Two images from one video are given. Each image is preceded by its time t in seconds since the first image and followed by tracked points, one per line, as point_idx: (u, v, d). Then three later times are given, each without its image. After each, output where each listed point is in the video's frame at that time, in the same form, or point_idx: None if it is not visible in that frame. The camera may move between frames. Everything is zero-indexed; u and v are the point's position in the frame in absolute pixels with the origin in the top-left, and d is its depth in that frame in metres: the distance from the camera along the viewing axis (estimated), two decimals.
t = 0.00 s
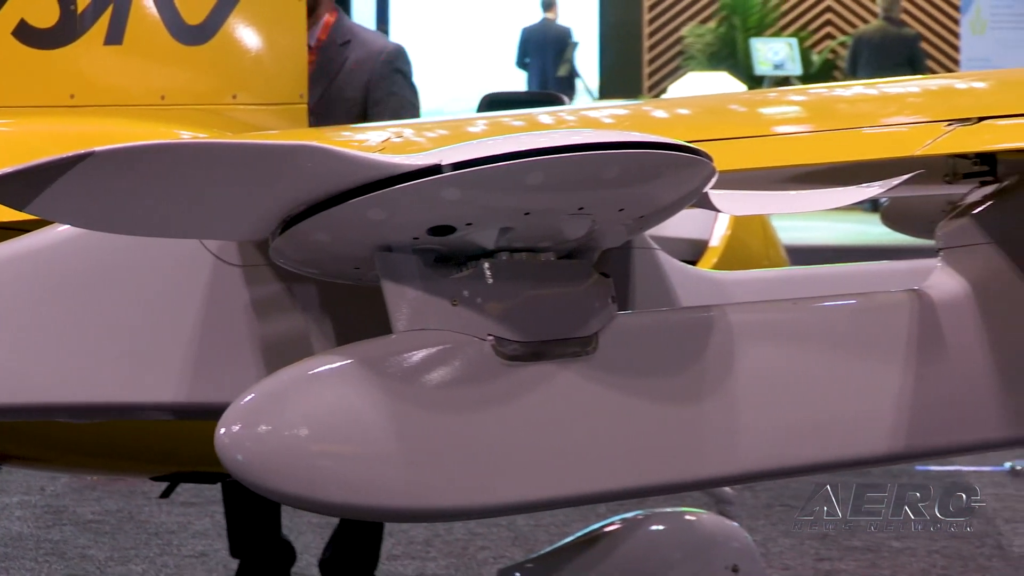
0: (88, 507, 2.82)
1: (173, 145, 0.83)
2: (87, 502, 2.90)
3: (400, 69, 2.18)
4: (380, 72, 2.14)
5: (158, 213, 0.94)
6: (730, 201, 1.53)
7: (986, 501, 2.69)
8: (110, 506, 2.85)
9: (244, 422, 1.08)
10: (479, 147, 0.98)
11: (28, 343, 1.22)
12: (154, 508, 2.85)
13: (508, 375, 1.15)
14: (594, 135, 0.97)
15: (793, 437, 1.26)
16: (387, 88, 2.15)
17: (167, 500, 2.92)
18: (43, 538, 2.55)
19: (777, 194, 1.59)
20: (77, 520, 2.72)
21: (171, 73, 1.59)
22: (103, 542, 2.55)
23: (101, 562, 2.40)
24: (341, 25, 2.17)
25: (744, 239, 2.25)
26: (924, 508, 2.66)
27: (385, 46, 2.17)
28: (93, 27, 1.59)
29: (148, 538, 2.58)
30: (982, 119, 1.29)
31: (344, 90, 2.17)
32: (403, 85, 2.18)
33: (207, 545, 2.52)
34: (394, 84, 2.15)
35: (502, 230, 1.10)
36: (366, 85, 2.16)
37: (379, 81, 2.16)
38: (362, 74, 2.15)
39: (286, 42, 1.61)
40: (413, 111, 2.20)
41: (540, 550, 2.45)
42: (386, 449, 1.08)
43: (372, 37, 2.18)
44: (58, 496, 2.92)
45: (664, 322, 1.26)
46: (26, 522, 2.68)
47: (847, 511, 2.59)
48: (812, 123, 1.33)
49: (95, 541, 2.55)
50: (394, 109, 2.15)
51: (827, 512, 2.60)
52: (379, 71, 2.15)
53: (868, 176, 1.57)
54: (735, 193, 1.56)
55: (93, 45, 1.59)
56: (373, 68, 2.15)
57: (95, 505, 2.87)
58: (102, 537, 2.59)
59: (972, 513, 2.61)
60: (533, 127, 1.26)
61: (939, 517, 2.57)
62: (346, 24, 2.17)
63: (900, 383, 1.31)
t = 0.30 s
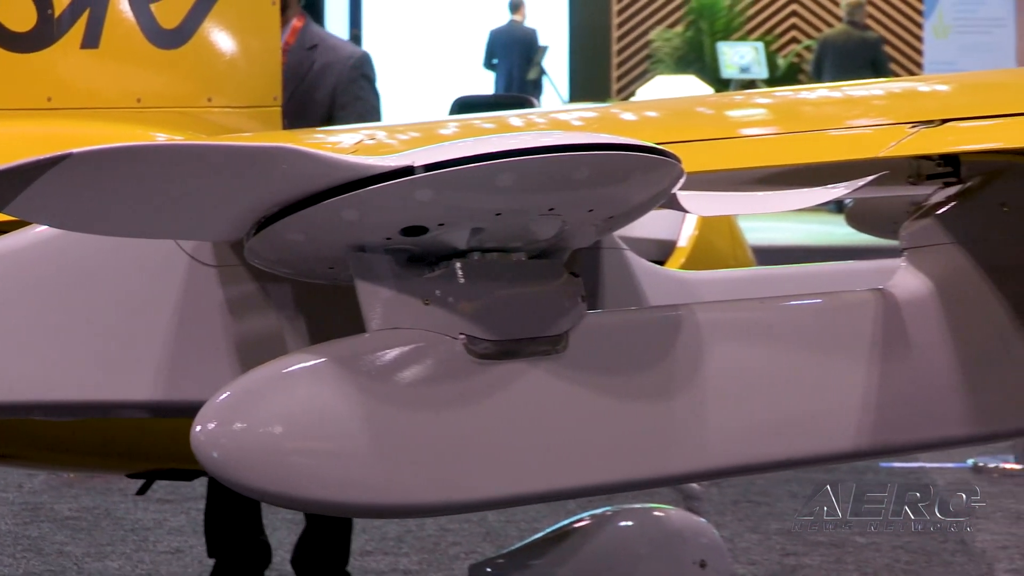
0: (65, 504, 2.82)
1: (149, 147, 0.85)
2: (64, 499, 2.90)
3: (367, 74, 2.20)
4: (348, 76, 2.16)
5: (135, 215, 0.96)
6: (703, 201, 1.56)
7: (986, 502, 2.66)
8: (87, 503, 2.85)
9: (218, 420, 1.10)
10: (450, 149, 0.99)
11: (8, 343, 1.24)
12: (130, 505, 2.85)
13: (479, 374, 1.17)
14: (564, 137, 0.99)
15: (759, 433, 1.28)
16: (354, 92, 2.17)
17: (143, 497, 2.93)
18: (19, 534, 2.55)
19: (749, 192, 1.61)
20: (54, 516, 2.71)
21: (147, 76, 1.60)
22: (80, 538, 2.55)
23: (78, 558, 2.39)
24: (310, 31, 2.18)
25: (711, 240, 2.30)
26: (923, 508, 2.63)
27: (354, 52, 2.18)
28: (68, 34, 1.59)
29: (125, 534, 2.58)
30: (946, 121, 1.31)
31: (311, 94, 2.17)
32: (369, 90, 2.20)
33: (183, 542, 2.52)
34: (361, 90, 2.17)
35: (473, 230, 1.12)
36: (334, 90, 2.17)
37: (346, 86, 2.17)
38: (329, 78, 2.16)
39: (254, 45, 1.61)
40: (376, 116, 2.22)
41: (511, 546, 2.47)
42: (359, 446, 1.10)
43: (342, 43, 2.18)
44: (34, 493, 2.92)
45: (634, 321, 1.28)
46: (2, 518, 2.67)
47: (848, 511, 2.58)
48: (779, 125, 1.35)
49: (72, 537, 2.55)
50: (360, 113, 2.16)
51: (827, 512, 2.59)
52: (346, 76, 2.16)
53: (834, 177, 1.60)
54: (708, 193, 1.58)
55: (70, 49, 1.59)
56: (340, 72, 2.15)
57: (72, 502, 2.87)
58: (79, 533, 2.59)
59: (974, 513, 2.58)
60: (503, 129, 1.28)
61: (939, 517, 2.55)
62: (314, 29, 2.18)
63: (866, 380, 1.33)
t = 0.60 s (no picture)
0: (40, 501, 2.82)
1: (122, 149, 0.86)
2: (38, 496, 2.90)
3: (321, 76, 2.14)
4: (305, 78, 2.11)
5: (110, 215, 0.97)
6: (667, 203, 1.60)
7: (986, 502, 2.68)
8: (62, 500, 2.85)
9: (191, 418, 1.12)
10: (420, 152, 1.01)
11: None
12: (105, 502, 2.85)
13: (449, 372, 1.19)
14: (533, 140, 1.02)
15: (725, 431, 1.31)
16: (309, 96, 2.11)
17: (118, 494, 2.93)
18: None
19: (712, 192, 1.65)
20: (29, 513, 2.72)
21: (121, 79, 1.61)
22: (55, 534, 2.55)
23: (52, 554, 2.40)
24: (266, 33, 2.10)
25: (677, 241, 2.38)
26: (924, 509, 2.65)
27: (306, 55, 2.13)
28: (46, 35, 1.61)
29: (99, 530, 2.58)
30: (908, 124, 1.30)
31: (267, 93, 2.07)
32: (324, 93, 2.15)
33: (157, 538, 2.53)
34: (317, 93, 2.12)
35: (443, 231, 1.14)
36: (293, 89, 2.10)
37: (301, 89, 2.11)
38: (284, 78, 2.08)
39: (227, 47, 1.62)
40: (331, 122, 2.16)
41: (481, 542, 2.49)
42: (330, 444, 1.12)
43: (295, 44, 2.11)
44: (9, 490, 2.92)
45: (601, 320, 1.30)
46: None
47: (847, 511, 2.59)
48: (743, 128, 1.37)
49: (47, 533, 2.55)
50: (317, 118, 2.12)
51: (826, 512, 2.60)
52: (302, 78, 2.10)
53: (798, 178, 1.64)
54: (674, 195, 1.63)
55: (44, 53, 1.61)
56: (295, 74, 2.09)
57: (47, 498, 2.87)
58: (53, 528, 2.59)
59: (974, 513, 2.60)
60: (472, 131, 1.30)
61: (939, 517, 2.56)
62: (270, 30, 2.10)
63: (830, 379, 1.35)
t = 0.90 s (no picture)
0: (18, 498, 2.83)
1: (98, 151, 0.88)
2: (16, 493, 2.91)
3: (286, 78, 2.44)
4: (272, 80, 2.41)
5: (87, 217, 0.99)
6: (641, 203, 1.62)
7: (987, 501, 2.67)
8: (40, 497, 2.86)
9: (168, 416, 1.13)
10: (394, 154, 1.03)
11: None
12: (83, 499, 2.86)
13: (422, 371, 1.20)
14: (504, 142, 1.04)
15: (695, 428, 1.33)
16: (276, 96, 2.41)
17: (96, 491, 2.94)
18: None
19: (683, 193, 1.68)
20: (7, 510, 2.73)
21: (98, 81, 1.61)
22: (33, 531, 2.56)
23: (31, 550, 2.40)
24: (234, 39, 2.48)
25: (646, 241, 2.44)
26: (924, 508, 2.64)
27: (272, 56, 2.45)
28: (25, 37, 1.61)
29: (78, 527, 2.59)
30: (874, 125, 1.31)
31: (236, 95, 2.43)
32: (290, 93, 2.43)
33: (134, 534, 2.54)
34: (283, 94, 2.40)
35: (416, 231, 1.15)
36: (260, 91, 2.42)
37: (269, 89, 2.41)
38: (252, 80, 2.42)
39: (205, 51, 1.64)
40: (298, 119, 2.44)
41: (454, 537, 2.51)
42: (305, 442, 1.14)
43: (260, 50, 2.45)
44: None
45: (573, 319, 1.32)
46: None
47: (848, 511, 2.57)
48: (710, 130, 1.39)
49: (26, 530, 2.55)
50: (282, 116, 2.40)
51: (826, 512, 2.58)
52: (271, 81, 2.41)
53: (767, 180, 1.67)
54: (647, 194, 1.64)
55: (23, 56, 1.60)
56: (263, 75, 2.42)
57: (24, 496, 2.88)
58: (31, 525, 2.60)
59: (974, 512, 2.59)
60: (445, 133, 1.31)
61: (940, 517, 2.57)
62: (238, 39, 2.45)
63: (797, 377, 1.38)
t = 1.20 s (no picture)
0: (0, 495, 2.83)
1: (83, 153, 0.89)
2: None
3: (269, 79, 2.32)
4: (253, 81, 2.29)
5: (71, 217, 1.00)
6: (620, 204, 1.63)
7: (986, 502, 2.65)
8: (25, 494, 2.87)
9: (152, 415, 1.15)
10: (373, 156, 1.05)
11: None
12: (67, 496, 2.87)
13: (401, 369, 1.22)
14: (482, 143, 1.05)
15: (670, 425, 1.35)
16: (257, 97, 2.29)
17: (80, 488, 2.95)
18: None
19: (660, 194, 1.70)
20: None
21: (81, 84, 1.62)
22: (17, 528, 2.56)
23: (15, 546, 2.41)
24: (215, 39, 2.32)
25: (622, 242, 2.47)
26: (924, 508, 2.65)
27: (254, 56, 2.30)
28: (8, 42, 1.60)
29: (62, 523, 2.60)
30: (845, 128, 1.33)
31: (216, 97, 2.28)
32: (272, 95, 2.32)
33: (117, 531, 2.54)
34: (265, 94, 2.29)
35: (396, 231, 1.17)
36: (241, 93, 2.29)
37: (250, 90, 2.29)
38: (234, 81, 2.28)
39: (186, 54, 1.65)
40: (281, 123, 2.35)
41: (433, 533, 2.53)
42: (285, 439, 1.15)
43: (243, 50, 2.32)
44: None
45: (550, 318, 1.34)
46: None
47: (848, 511, 2.57)
48: (685, 132, 1.41)
49: (10, 527, 2.56)
50: (264, 118, 2.29)
51: (827, 513, 2.58)
52: (252, 81, 2.29)
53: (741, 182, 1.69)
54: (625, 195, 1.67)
55: (4, 59, 1.59)
56: (244, 75, 2.28)
57: (6, 493, 2.88)
58: (14, 521, 2.61)
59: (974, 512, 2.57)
60: (423, 135, 1.33)
61: (938, 517, 2.56)
62: (220, 40, 2.31)
63: (770, 374, 1.41)
